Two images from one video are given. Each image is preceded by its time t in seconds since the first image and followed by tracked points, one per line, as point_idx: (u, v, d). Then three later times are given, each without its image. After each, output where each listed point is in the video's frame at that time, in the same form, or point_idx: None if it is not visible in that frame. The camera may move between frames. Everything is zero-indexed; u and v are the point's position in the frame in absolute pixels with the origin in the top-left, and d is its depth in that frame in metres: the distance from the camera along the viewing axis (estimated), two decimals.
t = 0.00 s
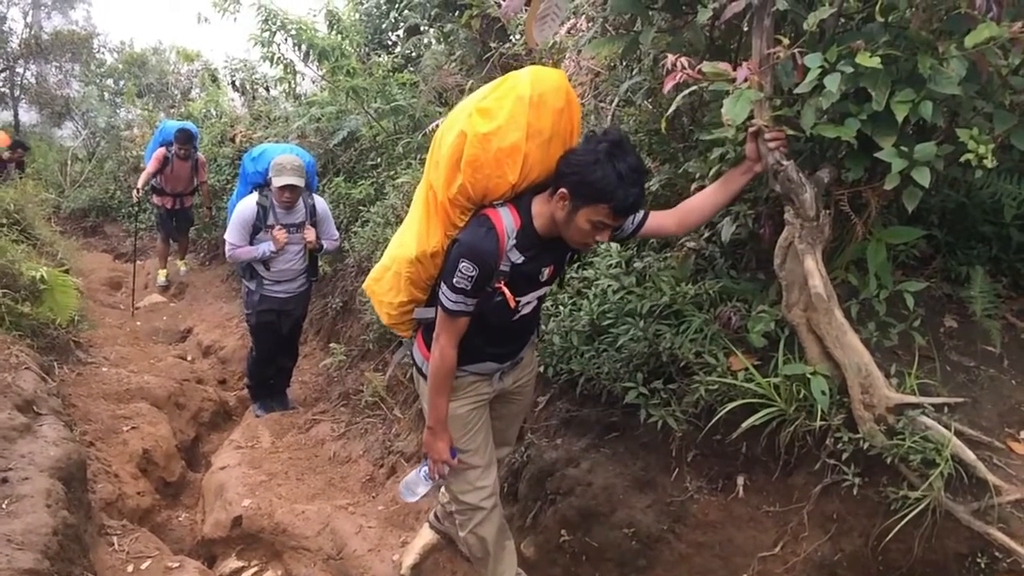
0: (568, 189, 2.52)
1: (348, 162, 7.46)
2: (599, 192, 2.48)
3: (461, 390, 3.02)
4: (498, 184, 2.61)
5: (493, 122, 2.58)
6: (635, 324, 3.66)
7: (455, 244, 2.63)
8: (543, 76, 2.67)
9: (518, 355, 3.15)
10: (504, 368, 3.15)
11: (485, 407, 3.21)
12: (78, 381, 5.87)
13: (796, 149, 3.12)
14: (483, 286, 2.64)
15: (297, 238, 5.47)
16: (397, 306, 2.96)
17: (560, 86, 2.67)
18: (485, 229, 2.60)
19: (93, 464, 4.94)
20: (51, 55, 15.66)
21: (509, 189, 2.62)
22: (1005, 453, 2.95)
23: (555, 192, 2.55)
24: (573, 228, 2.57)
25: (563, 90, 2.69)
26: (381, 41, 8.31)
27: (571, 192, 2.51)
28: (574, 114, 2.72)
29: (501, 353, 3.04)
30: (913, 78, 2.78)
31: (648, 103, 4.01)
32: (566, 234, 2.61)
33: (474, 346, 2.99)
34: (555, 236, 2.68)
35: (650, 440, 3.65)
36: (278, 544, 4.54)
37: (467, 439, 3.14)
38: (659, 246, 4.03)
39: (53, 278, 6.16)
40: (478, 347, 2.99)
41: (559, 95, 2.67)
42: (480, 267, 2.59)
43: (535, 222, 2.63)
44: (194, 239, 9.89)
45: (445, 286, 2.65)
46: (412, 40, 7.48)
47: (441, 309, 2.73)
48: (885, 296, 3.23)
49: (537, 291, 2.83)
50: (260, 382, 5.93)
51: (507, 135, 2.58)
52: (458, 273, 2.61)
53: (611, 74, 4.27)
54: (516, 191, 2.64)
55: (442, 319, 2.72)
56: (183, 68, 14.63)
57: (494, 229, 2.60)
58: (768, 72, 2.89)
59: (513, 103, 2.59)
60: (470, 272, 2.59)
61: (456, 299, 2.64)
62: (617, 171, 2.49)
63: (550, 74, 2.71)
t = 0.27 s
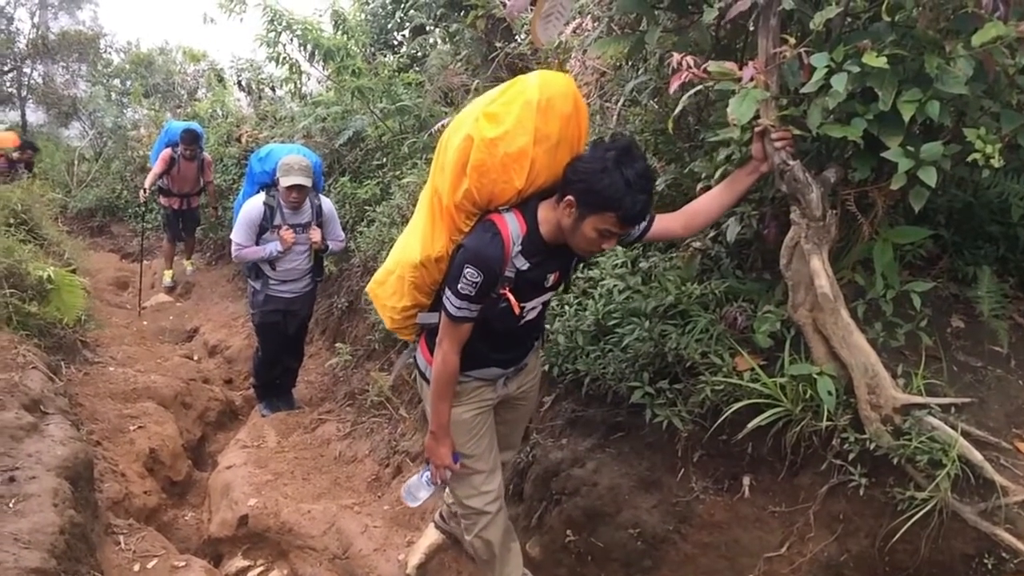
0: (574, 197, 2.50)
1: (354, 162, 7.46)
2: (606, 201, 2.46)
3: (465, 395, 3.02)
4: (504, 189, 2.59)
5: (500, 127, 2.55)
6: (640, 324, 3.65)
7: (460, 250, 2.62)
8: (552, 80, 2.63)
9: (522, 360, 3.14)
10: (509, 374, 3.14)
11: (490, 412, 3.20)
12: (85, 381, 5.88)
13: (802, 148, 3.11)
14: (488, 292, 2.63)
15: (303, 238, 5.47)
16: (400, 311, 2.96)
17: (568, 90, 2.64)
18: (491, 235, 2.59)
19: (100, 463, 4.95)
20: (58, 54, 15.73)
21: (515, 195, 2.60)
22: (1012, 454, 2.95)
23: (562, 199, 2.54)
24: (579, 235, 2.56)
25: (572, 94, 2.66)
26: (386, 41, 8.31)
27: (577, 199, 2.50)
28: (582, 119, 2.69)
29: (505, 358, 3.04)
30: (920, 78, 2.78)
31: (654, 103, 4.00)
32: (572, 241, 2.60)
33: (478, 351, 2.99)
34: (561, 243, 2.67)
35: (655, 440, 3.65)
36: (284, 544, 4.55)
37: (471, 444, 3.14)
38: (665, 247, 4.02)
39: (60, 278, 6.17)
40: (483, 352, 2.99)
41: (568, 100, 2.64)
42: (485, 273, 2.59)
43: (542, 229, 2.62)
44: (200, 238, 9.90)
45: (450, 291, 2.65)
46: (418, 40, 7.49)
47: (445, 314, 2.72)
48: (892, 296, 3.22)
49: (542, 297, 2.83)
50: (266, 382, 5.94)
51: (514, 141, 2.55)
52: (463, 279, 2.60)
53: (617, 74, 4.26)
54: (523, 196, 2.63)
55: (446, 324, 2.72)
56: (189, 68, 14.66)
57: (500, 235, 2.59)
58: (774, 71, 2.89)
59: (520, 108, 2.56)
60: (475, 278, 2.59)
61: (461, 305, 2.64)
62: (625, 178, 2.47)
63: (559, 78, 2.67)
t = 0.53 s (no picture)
0: (584, 204, 2.49)
1: (364, 160, 7.47)
2: (616, 209, 2.45)
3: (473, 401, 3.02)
4: (512, 195, 2.58)
5: (510, 132, 2.55)
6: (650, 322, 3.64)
7: (468, 256, 2.61)
8: (562, 84, 2.63)
9: (530, 366, 3.13)
10: (516, 379, 3.14)
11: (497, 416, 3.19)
12: (97, 379, 5.92)
13: (813, 146, 3.10)
14: (496, 299, 2.62)
15: (313, 237, 5.48)
16: (407, 316, 2.95)
17: (579, 95, 2.64)
18: (499, 242, 2.58)
19: (112, 461, 4.98)
20: (69, 54, 15.83)
21: (524, 200, 2.59)
22: None
23: (571, 206, 2.52)
24: (588, 242, 2.55)
25: (582, 99, 2.65)
26: (396, 40, 8.32)
27: (586, 207, 2.48)
28: (593, 124, 2.68)
29: (513, 363, 3.03)
30: (931, 74, 2.76)
31: (663, 101, 4.00)
32: (582, 248, 2.59)
33: (486, 357, 2.98)
34: (569, 249, 2.66)
35: (665, 439, 3.64)
36: (295, 541, 4.57)
37: (479, 449, 3.14)
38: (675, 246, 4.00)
39: (72, 276, 6.21)
40: (491, 357, 2.98)
41: (578, 104, 2.64)
42: (494, 280, 2.57)
43: (551, 235, 2.61)
44: (211, 237, 9.94)
45: (459, 297, 2.63)
46: (427, 39, 7.50)
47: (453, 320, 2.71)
48: (903, 294, 3.21)
49: (550, 303, 2.82)
50: (276, 381, 5.95)
51: (523, 145, 2.55)
52: (471, 286, 2.59)
53: (627, 72, 4.26)
54: (531, 202, 2.62)
55: (455, 331, 2.71)
56: (200, 67, 14.71)
57: (508, 241, 2.58)
58: (784, 69, 2.88)
59: (530, 112, 2.56)
60: (483, 285, 2.58)
61: (469, 311, 2.63)
62: (635, 186, 2.46)
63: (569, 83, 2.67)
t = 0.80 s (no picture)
0: (594, 210, 2.49)
1: (376, 157, 7.48)
2: (626, 216, 2.45)
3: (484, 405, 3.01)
4: (522, 199, 2.55)
5: (519, 135, 2.52)
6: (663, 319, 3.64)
7: (478, 262, 2.59)
8: (571, 86, 2.61)
9: (541, 369, 3.12)
10: (527, 383, 3.13)
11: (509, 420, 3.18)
12: (112, 375, 5.96)
13: (826, 141, 3.09)
14: (507, 305, 2.61)
15: (326, 234, 5.50)
16: (416, 320, 2.91)
17: (588, 97, 2.62)
18: (509, 248, 2.56)
19: (127, 457, 5.01)
20: (84, 52, 15.95)
21: (533, 204, 2.57)
22: None
23: (581, 212, 2.52)
24: (599, 248, 2.54)
25: (592, 101, 2.63)
26: (408, 36, 8.32)
27: (596, 213, 2.48)
28: (602, 126, 2.66)
29: (523, 367, 3.02)
30: (945, 68, 2.74)
31: (676, 97, 3.98)
32: (592, 254, 2.58)
33: (497, 361, 2.98)
34: (580, 253, 2.65)
35: (678, 435, 3.63)
36: (309, 537, 4.59)
37: (491, 453, 3.13)
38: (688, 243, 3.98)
39: (88, 273, 6.24)
40: (502, 361, 2.98)
41: (588, 106, 2.61)
42: (505, 287, 2.56)
43: (562, 239, 2.61)
44: (225, 234, 9.98)
45: (469, 303, 2.62)
46: (439, 35, 7.50)
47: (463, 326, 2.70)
48: (918, 290, 3.18)
49: (561, 307, 2.80)
50: (289, 377, 5.98)
51: (533, 149, 2.52)
52: (482, 292, 2.58)
53: (639, 67, 4.24)
54: (541, 205, 2.60)
55: (465, 336, 2.70)
56: (213, 64, 14.76)
57: (518, 247, 2.56)
58: (798, 63, 2.85)
59: (539, 115, 2.53)
60: (494, 291, 2.56)
61: (479, 317, 2.61)
62: (646, 193, 2.46)
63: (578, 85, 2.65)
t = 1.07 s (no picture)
0: (598, 215, 2.45)
1: (385, 151, 7.48)
2: (632, 220, 2.41)
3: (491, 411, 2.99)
4: (525, 202, 2.53)
5: (521, 139, 2.50)
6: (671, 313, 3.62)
7: (483, 268, 2.56)
8: (574, 87, 2.58)
9: (548, 373, 3.11)
10: (534, 387, 3.11)
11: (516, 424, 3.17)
12: (122, 369, 5.98)
13: (836, 135, 3.08)
14: (513, 311, 2.58)
15: (335, 229, 5.51)
16: (421, 325, 2.92)
17: (592, 98, 2.59)
18: (514, 254, 2.53)
19: (137, 451, 5.03)
20: (94, 48, 16.03)
21: (538, 208, 2.55)
22: None
23: (585, 216, 2.49)
24: (604, 253, 2.51)
25: (595, 101, 2.60)
26: (416, 31, 8.32)
27: (601, 217, 2.44)
28: (607, 127, 2.63)
29: (530, 371, 3.01)
30: (956, 61, 2.73)
31: (685, 90, 3.97)
32: (598, 258, 2.55)
33: (504, 365, 2.97)
34: (586, 256, 2.62)
35: (687, 430, 3.62)
36: (318, 531, 4.60)
37: (498, 457, 3.12)
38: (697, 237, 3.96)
39: (98, 268, 6.28)
40: (508, 365, 2.97)
41: (592, 107, 2.58)
42: (511, 293, 2.53)
43: (567, 243, 2.57)
44: (234, 229, 10.01)
45: (475, 310, 2.60)
46: (448, 29, 7.49)
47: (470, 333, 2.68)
48: (929, 284, 3.16)
49: (568, 311, 2.78)
50: (299, 371, 5.99)
51: (535, 152, 2.50)
52: (487, 299, 2.55)
53: (648, 61, 4.22)
54: (545, 209, 2.58)
55: (472, 343, 2.68)
56: (222, 59, 14.80)
57: (523, 252, 2.53)
58: (807, 56, 2.84)
59: (541, 117, 2.50)
60: (499, 298, 2.54)
61: (486, 324, 2.59)
62: (651, 197, 2.41)
63: (581, 85, 2.62)
